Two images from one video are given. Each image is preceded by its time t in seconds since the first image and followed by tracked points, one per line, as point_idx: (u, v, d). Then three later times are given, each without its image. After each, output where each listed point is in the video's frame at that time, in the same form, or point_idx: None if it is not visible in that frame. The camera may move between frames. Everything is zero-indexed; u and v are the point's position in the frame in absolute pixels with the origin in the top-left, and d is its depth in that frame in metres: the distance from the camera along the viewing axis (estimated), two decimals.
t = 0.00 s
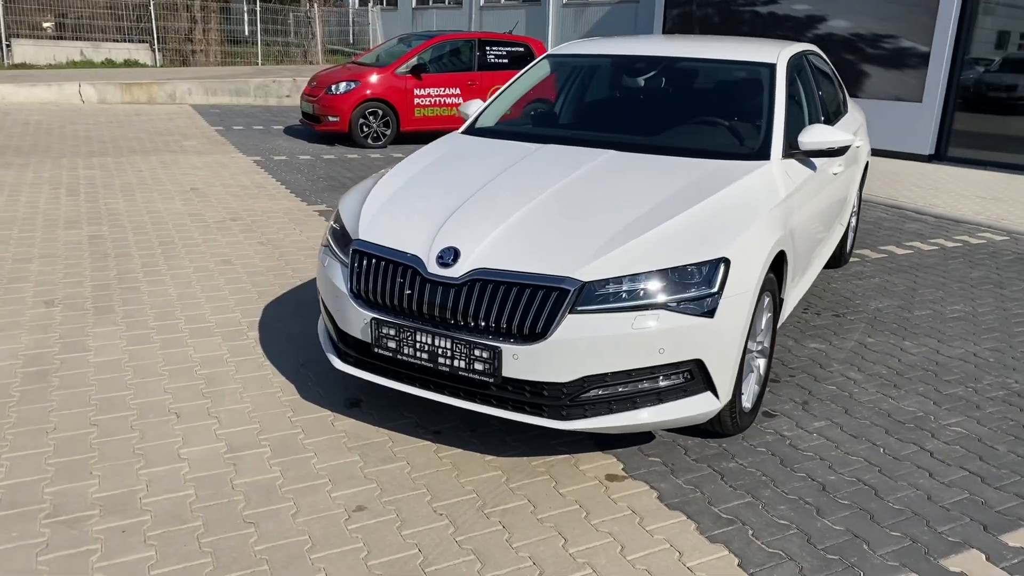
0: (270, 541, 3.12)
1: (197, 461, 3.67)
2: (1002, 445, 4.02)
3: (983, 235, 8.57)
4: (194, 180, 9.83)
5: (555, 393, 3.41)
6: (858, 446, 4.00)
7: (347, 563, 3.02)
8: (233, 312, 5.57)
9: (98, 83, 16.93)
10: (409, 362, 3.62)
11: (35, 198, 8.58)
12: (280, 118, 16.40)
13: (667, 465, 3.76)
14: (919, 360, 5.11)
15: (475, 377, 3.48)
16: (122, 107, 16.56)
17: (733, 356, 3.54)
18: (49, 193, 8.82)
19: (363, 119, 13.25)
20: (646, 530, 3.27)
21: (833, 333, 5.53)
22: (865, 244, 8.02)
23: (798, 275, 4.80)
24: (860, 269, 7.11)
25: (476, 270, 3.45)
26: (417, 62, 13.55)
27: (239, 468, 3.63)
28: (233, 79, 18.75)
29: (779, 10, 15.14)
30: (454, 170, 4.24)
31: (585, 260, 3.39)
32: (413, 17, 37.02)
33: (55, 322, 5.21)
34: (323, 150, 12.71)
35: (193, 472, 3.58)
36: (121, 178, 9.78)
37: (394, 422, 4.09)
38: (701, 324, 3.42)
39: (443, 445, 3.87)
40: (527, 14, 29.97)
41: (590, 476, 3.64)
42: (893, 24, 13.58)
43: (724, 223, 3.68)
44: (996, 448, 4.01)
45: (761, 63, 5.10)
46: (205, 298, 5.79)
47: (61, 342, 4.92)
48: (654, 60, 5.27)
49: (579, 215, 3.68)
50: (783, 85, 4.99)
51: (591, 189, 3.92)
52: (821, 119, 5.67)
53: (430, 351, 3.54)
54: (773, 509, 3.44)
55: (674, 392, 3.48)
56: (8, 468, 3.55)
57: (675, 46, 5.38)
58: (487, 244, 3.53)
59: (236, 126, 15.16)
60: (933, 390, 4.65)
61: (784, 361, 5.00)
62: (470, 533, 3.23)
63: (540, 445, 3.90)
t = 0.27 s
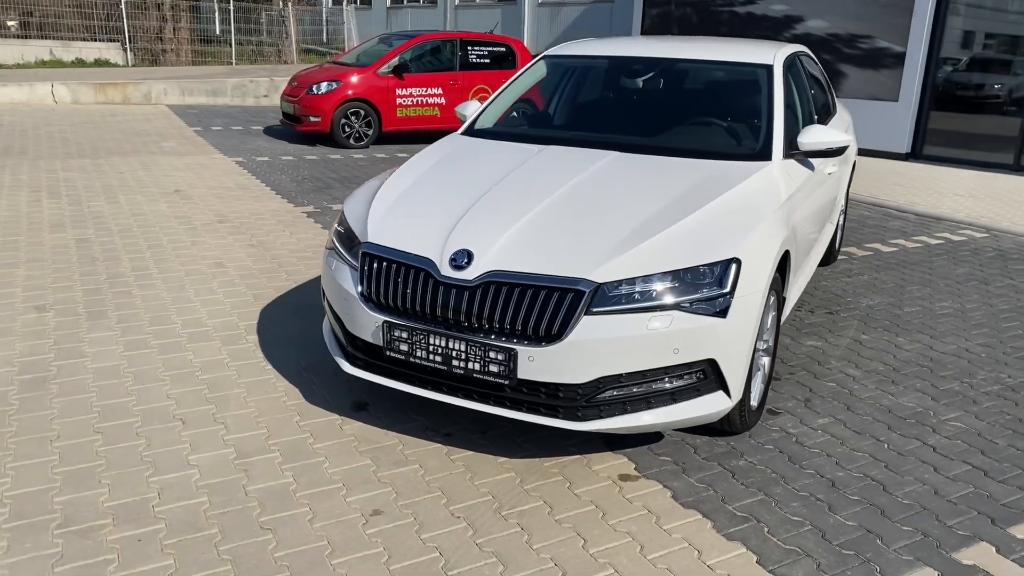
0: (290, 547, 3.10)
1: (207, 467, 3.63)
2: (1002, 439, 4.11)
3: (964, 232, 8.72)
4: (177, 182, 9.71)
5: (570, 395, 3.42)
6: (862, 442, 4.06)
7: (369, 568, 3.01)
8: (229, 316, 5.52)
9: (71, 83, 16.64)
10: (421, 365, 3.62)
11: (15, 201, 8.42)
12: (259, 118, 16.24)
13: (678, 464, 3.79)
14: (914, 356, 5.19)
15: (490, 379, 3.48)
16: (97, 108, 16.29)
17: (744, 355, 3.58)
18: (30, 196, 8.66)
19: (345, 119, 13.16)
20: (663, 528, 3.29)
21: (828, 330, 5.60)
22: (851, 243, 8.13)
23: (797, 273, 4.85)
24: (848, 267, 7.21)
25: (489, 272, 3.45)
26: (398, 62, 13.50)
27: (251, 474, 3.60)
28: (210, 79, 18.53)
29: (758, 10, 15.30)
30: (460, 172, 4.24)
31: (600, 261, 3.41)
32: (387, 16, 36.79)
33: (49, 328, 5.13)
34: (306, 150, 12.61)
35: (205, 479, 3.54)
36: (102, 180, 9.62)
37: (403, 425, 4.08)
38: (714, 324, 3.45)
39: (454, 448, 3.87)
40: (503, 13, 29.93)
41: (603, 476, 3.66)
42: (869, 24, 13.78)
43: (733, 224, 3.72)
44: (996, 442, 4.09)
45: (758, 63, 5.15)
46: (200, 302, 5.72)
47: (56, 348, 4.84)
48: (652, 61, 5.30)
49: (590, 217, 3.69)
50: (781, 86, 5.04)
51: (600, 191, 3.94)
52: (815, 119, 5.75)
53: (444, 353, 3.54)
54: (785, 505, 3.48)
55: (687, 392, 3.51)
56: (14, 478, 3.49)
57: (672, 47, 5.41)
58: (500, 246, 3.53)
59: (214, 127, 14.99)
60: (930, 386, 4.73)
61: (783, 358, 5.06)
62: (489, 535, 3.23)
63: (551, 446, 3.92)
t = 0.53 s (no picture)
0: (306, 554, 3.08)
1: (214, 475, 3.59)
2: (994, 433, 4.21)
3: (940, 229, 8.89)
4: (155, 184, 9.56)
5: (582, 396, 3.44)
6: (861, 438, 4.13)
7: (388, 573, 3.00)
8: (222, 320, 5.45)
9: (37, 84, 16.28)
10: (430, 368, 3.61)
11: None
12: (233, 119, 16.05)
13: (684, 463, 3.83)
14: (903, 352, 5.30)
15: (501, 382, 3.49)
16: (65, 109, 15.98)
17: (751, 354, 3.63)
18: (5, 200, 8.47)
19: (323, 120, 13.06)
20: (676, 527, 3.33)
21: (818, 327, 5.69)
22: (832, 240, 8.26)
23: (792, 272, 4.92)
24: (831, 265, 7.33)
25: (499, 275, 3.46)
26: (376, 62, 13.43)
27: (259, 480, 3.56)
28: (180, 79, 18.28)
29: (731, 10, 15.46)
30: (462, 174, 4.24)
31: (609, 263, 3.43)
32: (357, 15, 36.52)
33: (37, 335, 5.03)
34: (283, 151, 12.49)
35: (212, 487, 3.50)
36: (78, 183, 9.44)
37: (408, 428, 4.07)
38: (722, 324, 3.49)
39: (461, 450, 3.87)
40: (474, 12, 29.87)
41: (612, 476, 3.69)
42: (840, 24, 13.99)
43: (737, 225, 3.76)
44: (989, 435, 4.19)
45: (750, 65, 5.21)
46: (190, 307, 5.65)
47: (47, 355, 4.75)
48: (645, 63, 5.33)
49: (596, 219, 3.71)
50: (773, 87, 5.10)
51: (604, 193, 3.96)
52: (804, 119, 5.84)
53: (453, 356, 3.54)
54: (793, 502, 3.53)
55: (696, 391, 3.55)
56: (16, 490, 3.42)
57: (664, 49, 5.45)
58: (509, 248, 3.54)
59: (187, 128, 14.79)
60: (921, 381, 4.83)
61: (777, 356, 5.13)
62: (504, 537, 3.24)
63: (558, 446, 3.93)
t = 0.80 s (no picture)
0: (320, 561, 3.06)
1: (219, 482, 3.54)
2: (987, 426, 4.30)
3: (917, 226, 9.06)
4: (132, 186, 9.40)
5: (591, 396, 3.45)
6: (859, 433, 4.20)
7: None
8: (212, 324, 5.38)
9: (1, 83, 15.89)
10: (437, 371, 3.60)
11: None
12: (205, 119, 15.82)
13: (689, 461, 3.86)
14: (892, 348, 5.39)
15: (510, 384, 3.48)
16: (30, 109, 15.62)
17: (756, 353, 3.67)
18: None
19: (298, 119, 12.92)
20: (687, 525, 3.35)
21: (807, 324, 5.77)
22: (813, 238, 8.37)
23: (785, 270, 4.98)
24: (814, 262, 7.43)
25: (508, 276, 3.45)
26: (352, 61, 13.33)
27: (266, 487, 3.52)
28: (149, 78, 17.97)
29: (704, 10, 15.59)
30: (462, 176, 4.22)
31: (617, 264, 3.44)
32: (326, 15, 36.20)
33: (24, 342, 4.91)
34: (259, 152, 12.34)
35: (219, 494, 3.45)
36: (52, 186, 9.24)
37: (412, 431, 4.05)
38: (729, 323, 3.52)
39: (467, 453, 3.86)
40: (444, 11, 29.75)
41: (619, 476, 3.70)
42: (812, 24, 14.19)
43: (740, 225, 3.80)
44: (982, 428, 4.28)
45: (741, 66, 5.27)
46: (179, 311, 5.56)
47: (36, 363, 4.64)
48: (638, 63, 5.36)
49: (602, 219, 3.72)
50: (765, 88, 5.16)
51: (606, 195, 3.97)
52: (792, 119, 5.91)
53: (462, 359, 3.52)
54: (799, 498, 3.58)
55: (703, 390, 3.58)
56: (16, 502, 3.34)
57: (656, 49, 5.48)
58: (516, 250, 3.54)
59: (159, 128, 14.55)
60: (912, 376, 4.92)
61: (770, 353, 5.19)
62: (518, 539, 3.23)
63: (564, 447, 3.94)
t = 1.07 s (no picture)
0: (339, 561, 3.02)
1: (230, 484, 3.49)
2: (987, 417, 4.36)
3: (901, 221, 9.17)
4: (114, 186, 9.25)
5: (606, 392, 3.45)
6: (864, 425, 4.23)
7: None
8: (209, 324, 5.30)
9: None
10: (449, 368, 3.57)
11: None
12: (183, 118, 15.62)
13: (700, 455, 3.87)
14: (888, 341, 5.45)
15: (523, 381, 3.47)
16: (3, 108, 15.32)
17: (766, 348, 3.68)
18: None
19: (281, 118, 12.80)
20: (703, 519, 3.36)
21: (803, 319, 5.81)
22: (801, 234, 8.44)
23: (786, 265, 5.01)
24: (804, 257, 7.49)
25: (521, 273, 3.44)
26: (335, 59, 13.22)
27: (277, 488, 3.48)
28: (124, 77, 17.71)
29: (685, 8, 15.67)
30: (467, 173, 4.20)
31: (630, 260, 3.44)
32: (301, 13, 35.89)
33: (16, 345, 4.81)
34: (241, 151, 12.20)
35: (230, 496, 3.41)
36: (31, 186, 9.07)
37: (421, 429, 4.02)
38: (741, 318, 3.54)
39: (478, 450, 3.84)
40: (421, 9, 29.63)
41: (632, 471, 3.70)
42: (792, 22, 14.31)
43: (748, 220, 3.82)
44: (982, 419, 4.34)
45: (739, 62, 5.29)
46: (173, 311, 5.48)
47: (31, 365, 4.55)
48: (635, 60, 5.37)
49: (612, 215, 3.72)
50: (763, 85, 5.19)
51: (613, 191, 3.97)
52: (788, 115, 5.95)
53: (474, 356, 3.50)
54: (810, 490, 3.60)
55: (715, 385, 3.59)
56: (22, 506, 3.27)
57: (653, 46, 5.50)
58: (528, 246, 3.53)
59: (137, 127, 14.34)
60: (910, 369, 4.98)
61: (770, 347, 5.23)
62: (536, 536, 3.22)
63: (574, 443, 3.93)
